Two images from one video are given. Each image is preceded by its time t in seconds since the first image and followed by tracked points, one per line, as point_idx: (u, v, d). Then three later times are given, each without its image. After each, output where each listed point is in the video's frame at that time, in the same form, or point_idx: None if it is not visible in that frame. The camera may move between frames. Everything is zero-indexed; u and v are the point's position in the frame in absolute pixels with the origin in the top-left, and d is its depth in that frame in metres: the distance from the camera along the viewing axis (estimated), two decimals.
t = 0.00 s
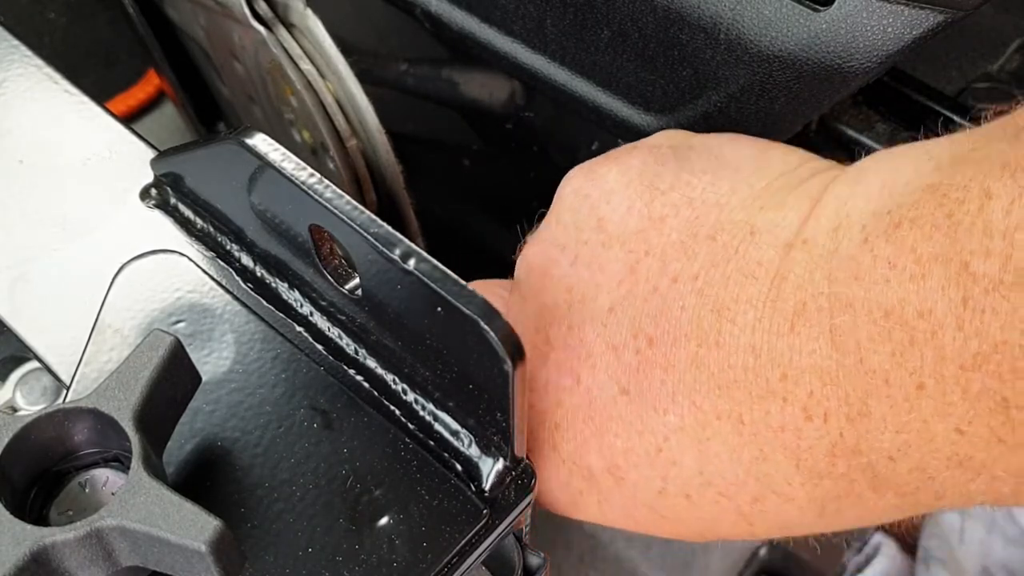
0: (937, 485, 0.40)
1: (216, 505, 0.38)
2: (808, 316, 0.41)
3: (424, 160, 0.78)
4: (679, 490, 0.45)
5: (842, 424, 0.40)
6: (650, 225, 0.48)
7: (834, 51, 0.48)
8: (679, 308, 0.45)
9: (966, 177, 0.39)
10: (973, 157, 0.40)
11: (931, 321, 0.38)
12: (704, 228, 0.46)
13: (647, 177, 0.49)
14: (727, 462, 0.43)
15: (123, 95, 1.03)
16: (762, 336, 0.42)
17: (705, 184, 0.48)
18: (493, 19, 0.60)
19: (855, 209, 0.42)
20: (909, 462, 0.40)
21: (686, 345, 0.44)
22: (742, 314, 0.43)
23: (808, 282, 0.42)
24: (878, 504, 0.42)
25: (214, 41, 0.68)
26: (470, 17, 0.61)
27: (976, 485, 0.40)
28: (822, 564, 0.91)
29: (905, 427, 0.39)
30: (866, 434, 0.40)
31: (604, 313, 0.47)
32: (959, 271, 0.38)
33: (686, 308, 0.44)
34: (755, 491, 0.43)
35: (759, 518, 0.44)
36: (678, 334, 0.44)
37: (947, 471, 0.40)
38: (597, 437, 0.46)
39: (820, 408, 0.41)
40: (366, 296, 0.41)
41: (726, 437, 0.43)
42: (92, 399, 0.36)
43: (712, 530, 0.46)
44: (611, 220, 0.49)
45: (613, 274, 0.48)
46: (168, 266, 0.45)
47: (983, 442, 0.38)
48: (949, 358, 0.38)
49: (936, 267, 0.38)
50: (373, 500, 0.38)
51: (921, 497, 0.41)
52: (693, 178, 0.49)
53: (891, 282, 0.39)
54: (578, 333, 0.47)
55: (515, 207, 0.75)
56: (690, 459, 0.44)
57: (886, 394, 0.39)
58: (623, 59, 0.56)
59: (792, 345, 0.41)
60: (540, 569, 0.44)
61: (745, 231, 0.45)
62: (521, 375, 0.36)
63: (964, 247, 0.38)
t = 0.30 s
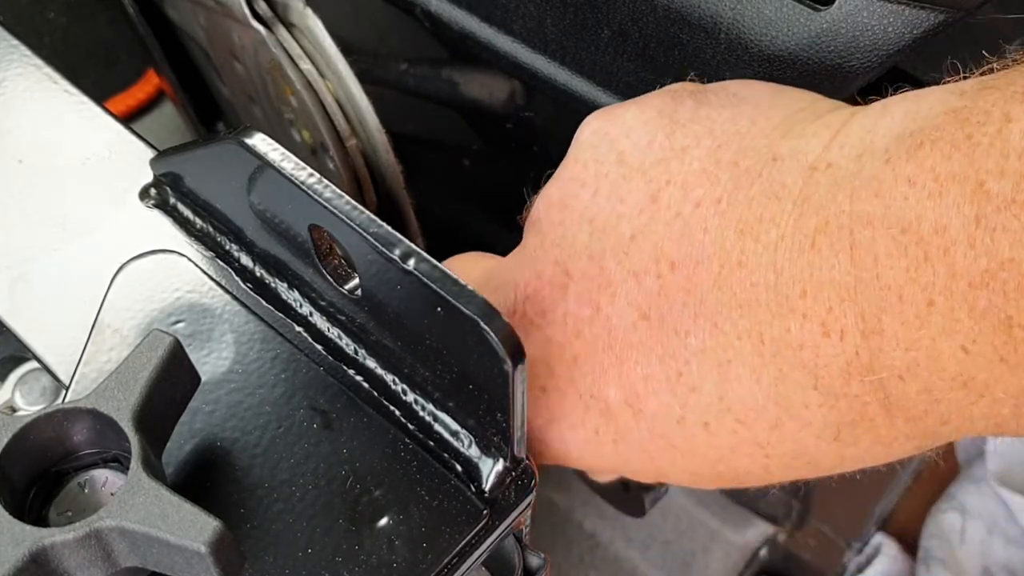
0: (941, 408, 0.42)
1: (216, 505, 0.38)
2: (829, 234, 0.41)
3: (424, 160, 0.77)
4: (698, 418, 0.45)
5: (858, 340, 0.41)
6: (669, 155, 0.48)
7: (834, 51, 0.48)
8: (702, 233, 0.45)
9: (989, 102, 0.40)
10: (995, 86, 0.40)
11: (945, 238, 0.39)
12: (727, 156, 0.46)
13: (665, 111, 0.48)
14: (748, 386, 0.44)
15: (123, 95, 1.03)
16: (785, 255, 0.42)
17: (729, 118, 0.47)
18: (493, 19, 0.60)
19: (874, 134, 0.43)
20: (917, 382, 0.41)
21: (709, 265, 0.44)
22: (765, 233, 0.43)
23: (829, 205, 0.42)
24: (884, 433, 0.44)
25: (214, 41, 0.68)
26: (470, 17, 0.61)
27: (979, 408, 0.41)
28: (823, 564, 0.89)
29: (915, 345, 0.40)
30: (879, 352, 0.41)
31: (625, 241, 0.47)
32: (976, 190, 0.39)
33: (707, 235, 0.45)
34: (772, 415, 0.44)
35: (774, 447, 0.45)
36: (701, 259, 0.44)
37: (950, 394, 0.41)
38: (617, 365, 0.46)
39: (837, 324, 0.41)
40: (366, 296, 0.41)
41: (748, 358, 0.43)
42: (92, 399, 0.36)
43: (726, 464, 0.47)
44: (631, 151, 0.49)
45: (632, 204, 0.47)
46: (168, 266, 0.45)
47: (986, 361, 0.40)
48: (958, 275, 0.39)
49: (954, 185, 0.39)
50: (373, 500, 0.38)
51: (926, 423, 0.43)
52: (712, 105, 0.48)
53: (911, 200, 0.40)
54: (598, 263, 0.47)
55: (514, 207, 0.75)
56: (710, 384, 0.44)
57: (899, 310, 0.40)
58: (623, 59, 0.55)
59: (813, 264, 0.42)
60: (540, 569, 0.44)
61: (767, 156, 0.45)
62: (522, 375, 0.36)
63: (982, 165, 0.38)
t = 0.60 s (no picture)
0: (983, 346, 0.43)
1: (216, 505, 0.38)
2: (894, 180, 0.42)
3: (425, 160, 0.77)
4: (760, 359, 0.45)
5: (917, 279, 0.42)
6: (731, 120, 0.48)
7: (834, 51, 0.49)
8: (772, 180, 0.45)
9: None
10: None
11: (999, 180, 0.40)
12: (792, 113, 0.47)
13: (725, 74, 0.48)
14: (810, 327, 0.44)
15: (123, 95, 1.03)
16: (851, 201, 0.43)
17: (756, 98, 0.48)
18: (493, 19, 0.60)
19: (936, 98, 0.43)
20: (963, 322, 0.42)
21: (778, 212, 0.44)
22: (836, 179, 0.44)
23: (896, 152, 0.43)
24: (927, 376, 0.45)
25: (214, 41, 0.68)
26: (470, 17, 0.61)
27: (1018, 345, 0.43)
28: (823, 564, 0.88)
29: (966, 281, 0.41)
30: (935, 290, 0.42)
31: (693, 189, 0.47)
32: None
33: (777, 181, 0.45)
34: (830, 357, 0.44)
35: (828, 391, 0.46)
36: (771, 206, 0.45)
37: (993, 331, 0.42)
38: (684, 309, 0.46)
39: (897, 263, 0.42)
40: (366, 296, 0.41)
41: (814, 300, 0.44)
42: (92, 399, 0.36)
43: (779, 411, 0.47)
44: (696, 112, 0.48)
45: (699, 156, 0.48)
46: (168, 266, 0.45)
47: None
48: (1009, 213, 0.40)
49: (1013, 132, 0.40)
50: (373, 500, 0.38)
51: (967, 364, 0.44)
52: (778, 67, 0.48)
53: (967, 145, 0.41)
54: (665, 208, 0.47)
55: (515, 207, 0.75)
56: (776, 325, 0.44)
57: (951, 251, 0.41)
58: (623, 59, 0.55)
59: (877, 207, 0.42)
60: (541, 569, 0.44)
61: (832, 116, 0.46)
62: (522, 375, 0.36)
63: None
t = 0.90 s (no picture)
0: (1013, 346, 0.43)
1: (217, 505, 0.38)
2: (922, 186, 0.43)
3: (425, 161, 0.78)
4: (790, 364, 0.45)
5: (945, 283, 0.42)
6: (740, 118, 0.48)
7: (834, 50, 0.49)
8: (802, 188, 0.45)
9: None
10: None
11: None
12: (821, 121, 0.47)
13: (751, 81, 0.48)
14: (839, 333, 0.44)
15: (123, 96, 1.03)
16: (880, 207, 0.43)
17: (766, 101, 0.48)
18: (493, 19, 0.60)
19: (963, 106, 0.44)
20: (992, 325, 0.42)
21: (807, 218, 0.45)
22: (867, 185, 0.44)
23: (925, 159, 0.43)
24: (954, 379, 0.44)
25: (214, 41, 0.68)
26: (470, 18, 0.61)
27: None
28: (823, 564, 0.89)
29: (996, 283, 0.42)
30: (964, 291, 0.42)
31: (723, 194, 0.47)
32: None
33: (807, 188, 0.45)
34: (859, 363, 0.44)
35: (857, 396, 0.45)
36: (801, 212, 0.45)
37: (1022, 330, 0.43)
38: (713, 314, 0.46)
39: (926, 268, 0.42)
40: (366, 296, 0.41)
41: (842, 304, 0.44)
42: (92, 399, 0.36)
43: (807, 417, 0.46)
44: (716, 118, 0.48)
45: (728, 163, 0.48)
46: (168, 266, 0.45)
47: None
48: None
49: None
50: (373, 500, 0.38)
51: (995, 367, 0.44)
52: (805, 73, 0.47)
53: (996, 149, 0.42)
54: (696, 214, 0.47)
55: (515, 208, 0.75)
56: (807, 330, 0.44)
57: (979, 254, 0.42)
58: (623, 59, 0.55)
59: (904, 212, 0.43)
60: (540, 568, 0.44)
61: (860, 124, 0.46)
62: (522, 375, 0.36)
63: None
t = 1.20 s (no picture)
0: (966, 354, 0.42)
1: (217, 505, 0.38)
2: (895, 185, 0.43)
3: (425, 160, 0.78)
4: (742, 352, 0.45)
5: (905, 282, 0.41)
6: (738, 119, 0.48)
7: (835, 51, 0.48)
8: (777, 181, 0.45)
9: None
10: None
11: (996, 184, 0.41)
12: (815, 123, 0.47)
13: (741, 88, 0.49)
14: (794, 323, 0.44)
15: (123, 95, 1.03)
16: (850, 201, 0.43)
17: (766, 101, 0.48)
18: (493, 19, 0.60)
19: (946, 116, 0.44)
20: (948, 328, 0.42)
21: (779, 210, 0.45)
22: (839, 180, 0.44)
23: (900, 163, 0.43)
24: (907, 386, 0.44)
25: (214, 41, 0.68)
26: (470, 17, 0.61)
27: (1003, 354, 0.42)
28: (823, 564, 0.88)
29: (953, 285, 0.41)
30: (923, 291, 0.41)
31: (701, 181, 0.47)
32: None
33: (782, 181, 0.45)
34: (814, 358, 0.44)
35: (808, 392, 0.45)
36: (773, 202, 0.45)
37: (975, 337, 0.42)
38: (674, 293, 0.46)
39: (887, 265, 0.42)
40: (366, 296, 0.41)
41: (801, 297, 0.43)
42: (93, 399, 0.36)
43: (753, 410, 0.46)
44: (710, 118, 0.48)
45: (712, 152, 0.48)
46: (168, 266, 0.45)
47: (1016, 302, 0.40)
48: (1001, 216, 0.40)
49: (1010, 141, 0.41)
50: (373, 500, 0.38)
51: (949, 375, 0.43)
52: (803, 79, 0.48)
53: (970, 153, 0.42)
54: (671, 197, 0.47)
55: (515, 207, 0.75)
56: (761, 318, 0.44)
57: (938, 255, 0.41)
58: (623, 59, 0.56)
59: (874, 209, 0.43)
60: (540, 569, 0.44)
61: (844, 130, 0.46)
62: (522, 376, 0.36)
63: None
